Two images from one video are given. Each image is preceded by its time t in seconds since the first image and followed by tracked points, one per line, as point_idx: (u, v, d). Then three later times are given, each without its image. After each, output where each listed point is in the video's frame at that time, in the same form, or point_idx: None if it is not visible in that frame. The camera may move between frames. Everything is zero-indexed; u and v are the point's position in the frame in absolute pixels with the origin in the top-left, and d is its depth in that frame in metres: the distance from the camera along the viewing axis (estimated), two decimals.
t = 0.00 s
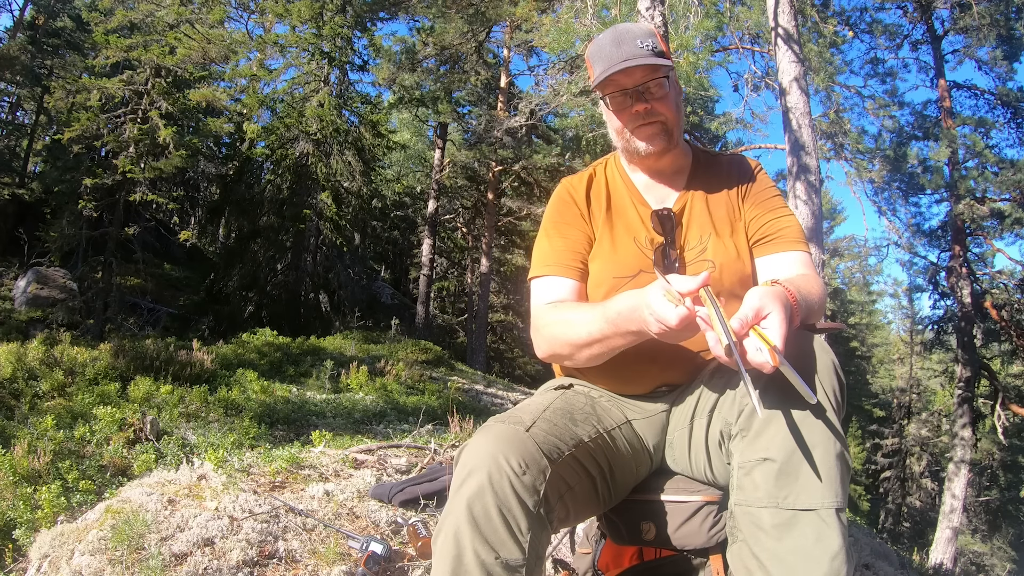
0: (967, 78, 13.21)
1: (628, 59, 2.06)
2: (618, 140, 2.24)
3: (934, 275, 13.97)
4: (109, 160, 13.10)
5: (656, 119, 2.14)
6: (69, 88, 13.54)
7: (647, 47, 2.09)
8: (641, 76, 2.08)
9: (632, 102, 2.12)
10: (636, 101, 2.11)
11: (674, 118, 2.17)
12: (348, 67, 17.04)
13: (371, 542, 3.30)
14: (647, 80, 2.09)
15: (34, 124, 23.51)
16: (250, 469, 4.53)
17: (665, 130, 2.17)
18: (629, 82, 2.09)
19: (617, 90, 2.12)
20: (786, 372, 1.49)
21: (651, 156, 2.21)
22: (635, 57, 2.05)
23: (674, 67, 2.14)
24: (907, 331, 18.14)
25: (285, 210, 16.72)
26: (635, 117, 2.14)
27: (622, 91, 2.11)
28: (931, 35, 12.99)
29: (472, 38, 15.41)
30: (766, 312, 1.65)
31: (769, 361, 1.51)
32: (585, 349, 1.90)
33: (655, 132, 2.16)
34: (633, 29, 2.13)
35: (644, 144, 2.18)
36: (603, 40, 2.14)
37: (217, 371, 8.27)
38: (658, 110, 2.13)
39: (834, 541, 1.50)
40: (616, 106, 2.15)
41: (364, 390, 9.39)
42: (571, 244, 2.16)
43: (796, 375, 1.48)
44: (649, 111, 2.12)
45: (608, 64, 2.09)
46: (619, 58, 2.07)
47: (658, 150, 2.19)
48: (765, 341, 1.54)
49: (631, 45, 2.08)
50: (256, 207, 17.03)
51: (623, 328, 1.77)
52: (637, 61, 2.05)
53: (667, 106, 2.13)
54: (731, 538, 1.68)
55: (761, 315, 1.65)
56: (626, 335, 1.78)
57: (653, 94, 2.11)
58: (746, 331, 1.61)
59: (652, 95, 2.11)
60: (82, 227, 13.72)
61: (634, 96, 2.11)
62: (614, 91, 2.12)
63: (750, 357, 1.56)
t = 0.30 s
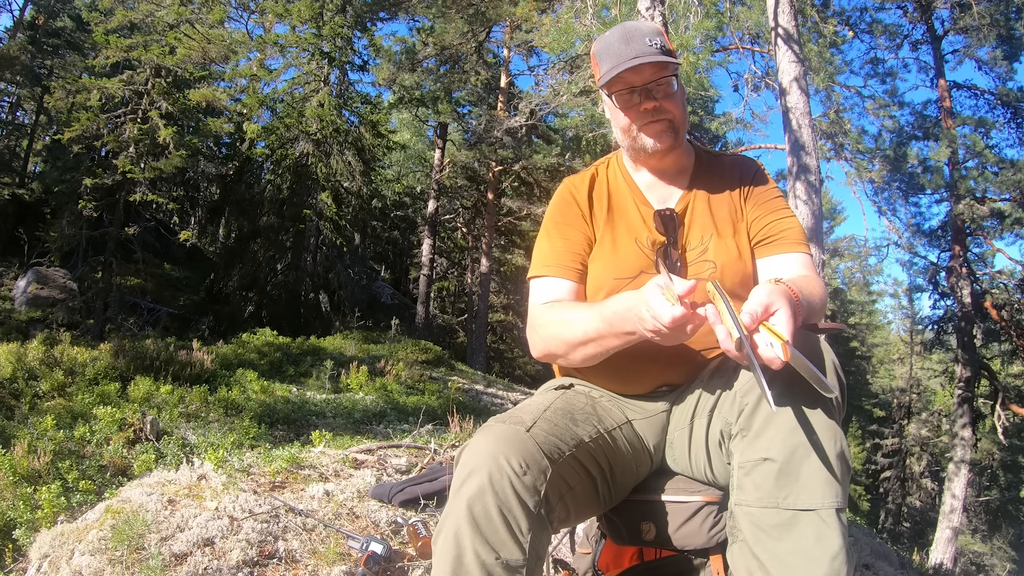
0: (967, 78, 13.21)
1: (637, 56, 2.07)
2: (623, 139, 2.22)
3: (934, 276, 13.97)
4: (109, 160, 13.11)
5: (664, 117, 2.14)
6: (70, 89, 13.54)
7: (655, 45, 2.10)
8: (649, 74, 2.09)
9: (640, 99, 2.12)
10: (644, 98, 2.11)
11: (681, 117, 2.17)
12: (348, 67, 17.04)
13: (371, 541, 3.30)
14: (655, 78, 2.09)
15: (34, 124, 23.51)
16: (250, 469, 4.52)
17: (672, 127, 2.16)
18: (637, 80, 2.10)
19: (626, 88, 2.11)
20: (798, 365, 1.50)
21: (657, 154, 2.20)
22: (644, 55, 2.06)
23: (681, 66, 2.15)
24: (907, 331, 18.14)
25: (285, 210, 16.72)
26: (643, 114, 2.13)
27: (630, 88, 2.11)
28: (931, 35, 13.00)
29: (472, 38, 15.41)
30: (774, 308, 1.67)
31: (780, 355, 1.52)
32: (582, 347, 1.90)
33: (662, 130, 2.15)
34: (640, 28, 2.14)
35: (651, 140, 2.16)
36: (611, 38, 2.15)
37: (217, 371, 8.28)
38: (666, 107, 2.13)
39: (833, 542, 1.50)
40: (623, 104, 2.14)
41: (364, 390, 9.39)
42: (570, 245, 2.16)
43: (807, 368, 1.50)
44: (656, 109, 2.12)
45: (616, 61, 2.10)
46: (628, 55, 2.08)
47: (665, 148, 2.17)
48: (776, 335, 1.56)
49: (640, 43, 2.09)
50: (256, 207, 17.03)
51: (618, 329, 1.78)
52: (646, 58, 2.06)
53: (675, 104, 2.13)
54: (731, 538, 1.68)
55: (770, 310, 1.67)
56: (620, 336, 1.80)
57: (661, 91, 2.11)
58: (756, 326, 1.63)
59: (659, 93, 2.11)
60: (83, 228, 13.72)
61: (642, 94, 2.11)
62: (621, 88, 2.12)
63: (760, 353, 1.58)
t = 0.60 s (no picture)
0: (967, 78, 13.21)
1: (647, 56, 2.07)
2: (629, 138, 2.20)
3: (934, 276, 13.97)
4: (109, 160, 13.11)
5: (671, 118, 2.13)
6: (69, 88, 13.54)
7: (663, 45, 2.10)
8: (658, 74, 2.08)
9: (647, 100, 2.11)
10: (652, 99, 2.11)
11: (687, 119, 2.17)
12: (348, 67, 17.04)
13: (371, 542, 3.30)
14: (664, 79, 2.09)
15: (34, 124, 23.52)
16: (250, 469, 4.53)
17: (678, 128, 2.15)
18: (646, 80, 2.09)
19: (634, 87, 2.10)
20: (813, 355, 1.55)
21: (662, 155, 2.19)
22: (654, 55, 2.06)
23: (688, 68, 2.15)
24: (907, 331, 18.14)
25: (285, 210, 16.72)
26: (650, 115, 2.12)
27: (638, 88, 2.10)
28: (931, 35, 13.01)
29: (472, 38, 15.41)
30: (785, 302, 1.71)
31: (794, 347, 1.57)
32: (565, 350, 1.94)
33: (668, 130, 2.14)
34: (650, 27, 2.14)
35: (658, 141, 2.15)
36: (621, 36, 2.15)
37: (217, 371, 8.27)
38: (673, 108, 2.12)
39: (834, 541, 1.49)
40: (630, 102, 2.13)
41: (364, 390, 9.39)
42: (565, 247, 2.17)
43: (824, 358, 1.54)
44: (663, 109, 2.12)
45: (625, 60, 2.10)
46: (638, 55, 2.08)
47: (670, 148, 2.16)
48: (790, 326, 1.60)
49: (649, 43, 2.09)
50: (256, 207, 17.03)
51: (602, 343, 1.85)
52: (656, 58, 2.06)
53: (681, 106, 2.13)
54: (731, 538, 1.68)
55: (781, 303, 1.71)
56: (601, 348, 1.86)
57: (668, 93, 2.11)
58: (770, 317, 1.67)
59: (667, 94, 2.11)
60: (82, 227, 13.72)
61: (650, 94, 2.10)
62: (629, 87, 2.11)
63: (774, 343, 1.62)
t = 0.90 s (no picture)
0: (967, 78, 13.22)
1: (657, 63, 2.07)
2: (634, 142, 2.20)
3: (934, 276, 13.97)
4: (109, 160, 13.11)
5: (678, 124, 2.13)
6: (70, 88, 13.55)
7: (673, 51, 2.11)
8: (667, 82, 2.08)
9: (656, 106, 2.10)
10: (660, 105, 2.10)
11: (693, 125, 2.16)
12: (348, 67, 17.04)
13: (371, 542, 3.30)
14: (672, 86, 2.08)
15: (34, 124, 23.51)
16: (250, 469, 4.52)
17: (684, 134, 2.15)
18: (656, 86, 2.08)
19: (643, 92, 2.10)
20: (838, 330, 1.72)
21: (667, 161, 2.18)
22: (663, 61, 2.07)
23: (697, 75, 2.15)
24: (907, 331, 18.14)
25: (285, 210, 16.73)
26: (657, 120, 2.12)
27: (647, 94, 2.10)
28: (931, 35, 13.01)
29: (472, 38, 15.41)
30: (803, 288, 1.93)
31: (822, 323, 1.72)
32: (535, 344, 2.07)
33: (674, 136, 2.14)
34: (661, 31, 2.15)
35: (665, 148, 2.14)
36: (630, 38, 2.16)
37: (217, 370, 8.28)
38: (680, 115, 2.12)
39: (833, 541, 1.49)
40: (638, 107, 2.13)
41: (364, 390, 9.39)
42: (560, 248, 2.19)
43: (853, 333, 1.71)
44: (671, 116, 2.12)
45: (635, 66, 2.11)
46: (648, 61, 2.09)
47: (676, 155, 2.15)
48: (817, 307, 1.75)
49: (659, 49, 2.10)
50: (256, 207, 17.03)
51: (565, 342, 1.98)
52: (666, 65, 2.06)
53: (687, 113, 2.13)
54: (731, 538, 1.68)
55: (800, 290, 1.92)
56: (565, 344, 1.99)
57: (675, 99, 2.11)
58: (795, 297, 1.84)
59: (675, 100, 2.11)
60: (82, 227, 13.72)
61: (659, 100, 2.10)
62: (638, 93, 2.10)
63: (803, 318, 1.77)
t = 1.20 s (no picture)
0: (967, 78, 13.22)
1: (659, 65, 2.07)
2: (636, 143, 2.20)
3: (934, 276, 13.97)
4: (109, 160, 13.11)
5: (679, 127, 2.13)
6: (70, 88, 13.56)
7: (675, 53, 2.11)
8: (668, 84, 2.08)
9: (657, 108, 2.10)
10: (661, 108, 2.10)
11: (694, 127, 2.16)
12: (348, 67, 17.04)
13: (371, 541, 3.30)
14: (673, 89, 2.08)
15: (34, 124, 23.50)
16: (250, 469, 4.52)
17: (685, 136, 2.14)
18: (657, 88, 2.08)
19: (644, 94, 2.09)
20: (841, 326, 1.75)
21: (668, 162, 2.18)
22: (664, 63, 2.08)
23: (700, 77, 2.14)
24: (907, 331, 18.14)
25: (285, 210, 16.73)
26: (658, 122, 2.12)
27: (649, 96, 2.09)
28: (931, 35, 13.01)
29: (472, 38, 15.41)
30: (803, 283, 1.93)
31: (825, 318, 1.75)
32: (531, 343, 2.05)
33: (675, 138, 2.13)
34: (662, 32, 2.16)
35: (666, 150, 2.14)
36: (632, 40, 2.16)
37: (217, 370, 8.28)
38: (682, 117, 2.12)
39: (833, 541, 1.50)
40: (639, 109, 2.13)
41: (364, 390, 9.39)
42: (559, 248, 2.21)
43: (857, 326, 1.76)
44: (671, 118, 2.12)
45: (637, 67, 2.11)
46: (650, 63, 2.09)
47: (677, 157, 2.15)
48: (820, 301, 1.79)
49: (660, 51, 2.11)
50: (256, 207, 17.03)
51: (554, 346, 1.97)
52: (668, 67, 2.07)
53: (689, 115, 2.13)
54: (731, 538, 1.68)
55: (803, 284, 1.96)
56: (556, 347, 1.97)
57: (677, 101, 2.10)
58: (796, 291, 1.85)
59: (676, 102, 2.10)
60: (82, 227, 13.72)
61: (660, 103, 2.09)
62: (640, 95, 2.10)
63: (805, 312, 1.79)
